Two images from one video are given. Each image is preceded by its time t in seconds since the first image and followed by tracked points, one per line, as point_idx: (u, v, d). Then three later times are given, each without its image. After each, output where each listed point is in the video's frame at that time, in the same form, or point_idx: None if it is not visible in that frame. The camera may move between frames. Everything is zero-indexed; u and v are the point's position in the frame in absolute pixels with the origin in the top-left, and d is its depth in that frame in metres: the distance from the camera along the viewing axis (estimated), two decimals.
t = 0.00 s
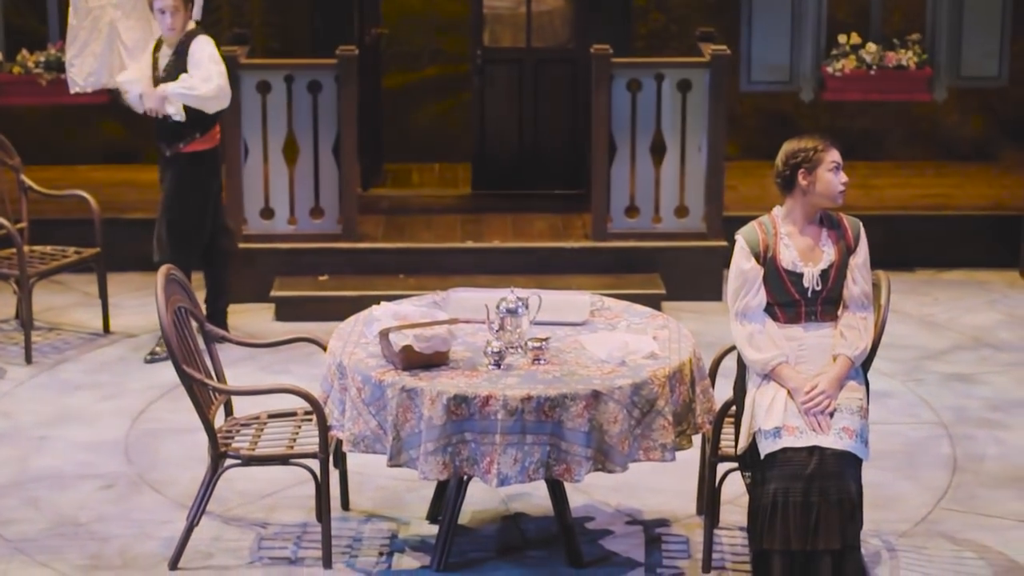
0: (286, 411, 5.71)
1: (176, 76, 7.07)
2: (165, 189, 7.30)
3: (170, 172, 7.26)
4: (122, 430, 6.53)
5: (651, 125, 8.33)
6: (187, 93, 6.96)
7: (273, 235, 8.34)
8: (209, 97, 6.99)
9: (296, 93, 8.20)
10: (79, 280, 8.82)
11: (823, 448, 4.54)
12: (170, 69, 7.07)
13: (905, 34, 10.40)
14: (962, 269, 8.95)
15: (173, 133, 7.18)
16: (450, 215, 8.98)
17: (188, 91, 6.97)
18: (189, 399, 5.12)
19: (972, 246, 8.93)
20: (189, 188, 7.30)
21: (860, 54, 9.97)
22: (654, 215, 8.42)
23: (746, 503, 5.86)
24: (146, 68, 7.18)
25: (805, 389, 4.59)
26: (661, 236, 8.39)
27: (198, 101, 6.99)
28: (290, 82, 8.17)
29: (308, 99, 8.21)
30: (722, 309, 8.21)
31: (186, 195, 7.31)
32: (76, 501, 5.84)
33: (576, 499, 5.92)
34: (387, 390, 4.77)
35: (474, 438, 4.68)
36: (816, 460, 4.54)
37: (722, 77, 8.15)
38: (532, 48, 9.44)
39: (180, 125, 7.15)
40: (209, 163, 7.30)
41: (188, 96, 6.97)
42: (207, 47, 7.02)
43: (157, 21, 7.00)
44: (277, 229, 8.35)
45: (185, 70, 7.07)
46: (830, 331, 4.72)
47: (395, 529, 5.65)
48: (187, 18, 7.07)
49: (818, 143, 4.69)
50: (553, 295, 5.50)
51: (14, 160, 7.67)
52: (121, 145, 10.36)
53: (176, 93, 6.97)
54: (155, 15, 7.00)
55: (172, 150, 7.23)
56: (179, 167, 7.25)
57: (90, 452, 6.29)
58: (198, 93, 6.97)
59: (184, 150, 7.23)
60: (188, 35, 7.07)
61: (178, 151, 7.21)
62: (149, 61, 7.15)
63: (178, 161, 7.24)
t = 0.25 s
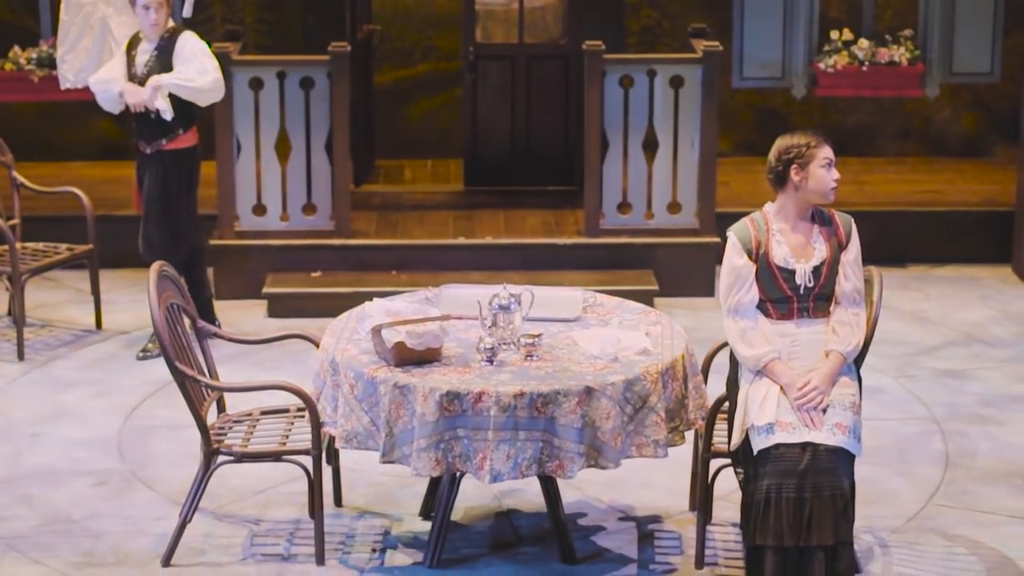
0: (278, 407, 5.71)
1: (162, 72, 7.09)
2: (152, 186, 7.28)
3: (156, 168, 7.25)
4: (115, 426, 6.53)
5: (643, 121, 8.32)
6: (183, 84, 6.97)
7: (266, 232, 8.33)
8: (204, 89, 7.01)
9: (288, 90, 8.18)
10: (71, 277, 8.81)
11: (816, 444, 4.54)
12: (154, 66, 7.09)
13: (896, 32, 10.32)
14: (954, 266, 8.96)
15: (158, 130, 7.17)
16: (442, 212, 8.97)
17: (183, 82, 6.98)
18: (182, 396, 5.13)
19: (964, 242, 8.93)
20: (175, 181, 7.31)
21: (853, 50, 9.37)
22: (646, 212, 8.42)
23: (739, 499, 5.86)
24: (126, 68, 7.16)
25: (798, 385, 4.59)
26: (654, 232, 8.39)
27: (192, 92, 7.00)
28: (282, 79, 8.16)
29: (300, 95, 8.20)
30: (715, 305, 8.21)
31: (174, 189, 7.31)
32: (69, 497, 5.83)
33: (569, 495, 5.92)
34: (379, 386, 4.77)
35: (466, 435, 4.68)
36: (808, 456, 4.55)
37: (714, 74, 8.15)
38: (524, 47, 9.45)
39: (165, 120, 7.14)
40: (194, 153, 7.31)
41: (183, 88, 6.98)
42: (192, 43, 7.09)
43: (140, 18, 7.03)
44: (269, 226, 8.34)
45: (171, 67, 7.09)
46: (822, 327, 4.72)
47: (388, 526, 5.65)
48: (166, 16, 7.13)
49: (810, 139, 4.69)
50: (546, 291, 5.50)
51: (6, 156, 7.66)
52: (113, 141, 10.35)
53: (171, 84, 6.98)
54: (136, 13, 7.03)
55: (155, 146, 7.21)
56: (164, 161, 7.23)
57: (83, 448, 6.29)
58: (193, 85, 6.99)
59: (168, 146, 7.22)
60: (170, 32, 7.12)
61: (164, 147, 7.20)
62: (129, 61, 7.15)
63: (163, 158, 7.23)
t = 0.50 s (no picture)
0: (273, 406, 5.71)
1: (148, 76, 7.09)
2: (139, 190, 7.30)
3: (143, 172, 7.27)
4: (110, 425, 6.53)
5: (637, 119, 8.33)
6: (172, 89, 7.01)
7: (261, 230, 8.33)
8: (193, 94, 7.05)
9: (283, 88, 8.18)
10: (67, 275, 8.81)
11: (811, 443, 4.55)
12: (141, 69, 7.08)
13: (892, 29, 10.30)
14: (950, 264, 8.96)
15: (144, 134, 7.19)
16: (437, 211, 8.97)
17: (172, 87, 7.01)
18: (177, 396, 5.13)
19: (959, 241, 8.94)
20: (163, 184, 7.34)
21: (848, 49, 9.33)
22: (641, 211, 8.42)
23: (733, 497, 5.87)
24: (110, 70, 7.14)
25: (792, 384, 4.59)
26: (649, 231, 8.38)
27: (181, 97, 7.03)
28: (278, 78, 8.17)
29: (295, 94, 8.20)
30: (711, 304, 8.21)
31: (162, 192, 7.34)
32: (64, 496, 5.83)
33: (563, 494, 5.92)
34: (374, 385, 4.77)
35: (461, 434, 4.68)
36: (803, 455, 4.55)
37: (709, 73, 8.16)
38: (518, 46, 9.46)
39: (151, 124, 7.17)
40: (179, 154, 7.36)
41: (173, 93, 7.02)
42: (180, 47, 7.09)
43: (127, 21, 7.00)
44: (264, 224, 8.34)
45: (158, 70, 7.09)
46: (817, 326, 4.72)
47: (383, 525, 5.65)
48: (152, 19, 7.11)
49: (805, 138, 4.69)
50: (540, 290, 5.51)
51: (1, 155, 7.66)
52: (108, 140, 10.35)
53: (161, 89, 7.00)
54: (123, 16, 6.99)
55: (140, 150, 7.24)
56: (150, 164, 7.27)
57: (77, 447, 6.29)
58: (182, 90, 7.02)
59: (153, 150, 7.25)
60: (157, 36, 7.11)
61: (150, 150, 7.23)
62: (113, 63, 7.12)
63: (150, 162, 7.26)
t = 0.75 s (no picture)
0: (271, 406, 5.71)
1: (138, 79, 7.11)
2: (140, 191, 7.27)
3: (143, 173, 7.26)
4: (108, 425, 6.53)
5: (635, 119, 8.33)
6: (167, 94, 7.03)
7: (259, 231, 8.33)
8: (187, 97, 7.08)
9: (281, 88, 8.18)
10: (65, 276, 8.81)
11: (809, 443, 4.55)
12: (131, 73, 7.10)
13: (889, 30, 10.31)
14: (948, 264, 8.96)
15: (138, 136, 7.19)
16: (435, 210, 8.97)
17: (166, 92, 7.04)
18: (174, 396, 5.12)
19: (957, 241, 8.94)
20: (160, 185, 7.34)
21: (845, 48, 9.27)
22: (639, 211, 8.42)
23: (731, 497, 5.86)
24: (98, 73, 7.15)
25: (790, 384, 4.59)
26: (647, 231, 8.38)
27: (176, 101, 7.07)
28: (276, 78, 8.17)
29: (293, 94, 8.20)
30: (708, 304, 8.21)
31: (160, 192, 7.34)
32: (61, 496, 5.83)
33: (561, 494, 5.92)
34: (371, 385, 4.77)
35: (458, 434, 4.68)
36: (800, 455, 4.55)
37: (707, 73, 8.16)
38: (516, 46, 9.46)
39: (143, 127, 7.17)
40: (173, 154, 7.38)
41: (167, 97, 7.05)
42: (170, 49, 7.12)
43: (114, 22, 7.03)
44: (262, 224, 8.34)
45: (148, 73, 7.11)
46: (814, 326, 4.72)
47: (380, 525, 5.65)
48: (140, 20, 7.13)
49: (802, 138, 4.68)
50: (537, 291, 5.51)
51: None
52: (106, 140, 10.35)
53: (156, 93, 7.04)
54: (110, 17, 7.01)
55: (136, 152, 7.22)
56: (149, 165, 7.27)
57: (75, 447, 6.29)
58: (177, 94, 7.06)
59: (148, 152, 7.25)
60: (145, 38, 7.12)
61: (147, 151, 7.22)
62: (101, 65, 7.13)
63: (148, 163, 7.26)
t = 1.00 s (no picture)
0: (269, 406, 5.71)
1: (123, 80, 7.02)
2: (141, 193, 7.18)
3: (144, 174, 7.18)
4: (106, 425, 6.53)
5: (632, 119, 8.33)
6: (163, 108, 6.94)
7: (257, 230, 8.32)
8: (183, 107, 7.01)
9: (279, 88, 8.18)
10: (62, 275, 8.81)
11: (807, 443, 4.55)
12: (118, 74, 7.01)
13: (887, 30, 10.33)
14: (946, 263, 8.96)
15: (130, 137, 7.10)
16: (432, 210, 8.97)
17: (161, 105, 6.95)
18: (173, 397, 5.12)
19: (955, 240, 8.95)
20: (158, 185, 7.27)
21: (843, 48, 9.20)
22: (636, 210, 8.42)
23: (729, 497, 5.86)
24: (82, 76, 7.05)
25: (788, 383, 4.59)
26: (644, 230, 8.38)
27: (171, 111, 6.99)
28: (274, 77, 8.16)
29: (291, 93, 8.20)
30: (706, 303, 8.21)
31: (159, 191, 7.26)
32: (59, 495, 5.83)
33: (559, 493, 5.92)
34: (369, 385, 4.77)
35: (456, 434, 4.67)
36: (798, 455, 4.55)
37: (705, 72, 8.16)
38: (513, 45, 9.46)
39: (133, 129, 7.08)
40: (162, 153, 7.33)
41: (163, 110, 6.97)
42: (157, 49, 7.03)
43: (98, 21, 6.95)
44: (260, 224, 8.34)
45: (134, 74, 7.02)
46: (812, 325, 4.72)
47: (378, 524, 5.65)
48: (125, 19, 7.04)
49: (800, 137, 4.68)
50: (535, 291, 5.51)
51: None
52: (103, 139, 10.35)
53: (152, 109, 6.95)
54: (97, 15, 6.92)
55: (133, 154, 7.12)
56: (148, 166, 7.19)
57: (72, 447, 6.28)
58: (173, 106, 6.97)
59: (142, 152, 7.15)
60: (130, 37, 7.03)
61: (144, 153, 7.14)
62: (84, 68, 7.02)
63: (148, 163, 7.19)
